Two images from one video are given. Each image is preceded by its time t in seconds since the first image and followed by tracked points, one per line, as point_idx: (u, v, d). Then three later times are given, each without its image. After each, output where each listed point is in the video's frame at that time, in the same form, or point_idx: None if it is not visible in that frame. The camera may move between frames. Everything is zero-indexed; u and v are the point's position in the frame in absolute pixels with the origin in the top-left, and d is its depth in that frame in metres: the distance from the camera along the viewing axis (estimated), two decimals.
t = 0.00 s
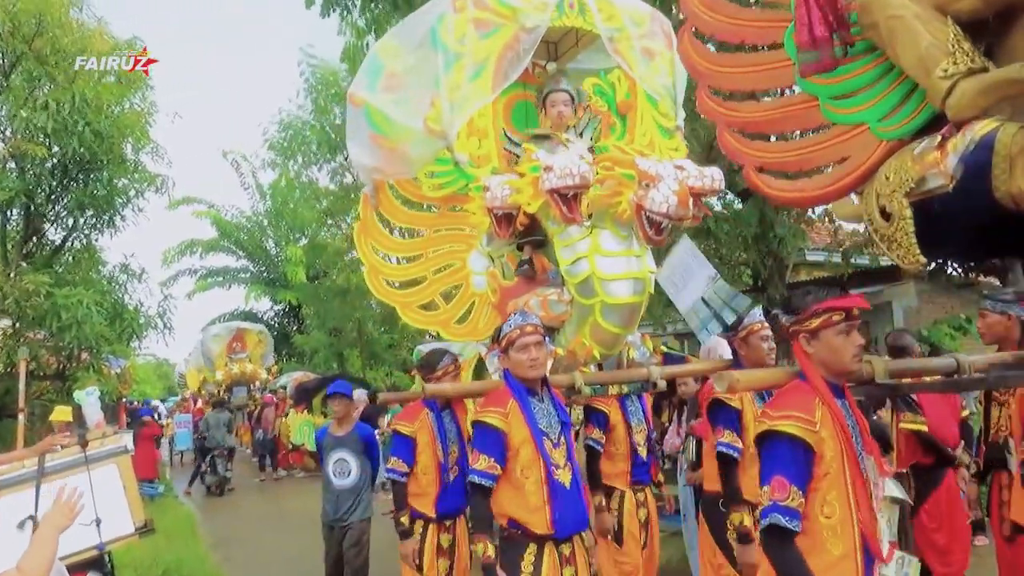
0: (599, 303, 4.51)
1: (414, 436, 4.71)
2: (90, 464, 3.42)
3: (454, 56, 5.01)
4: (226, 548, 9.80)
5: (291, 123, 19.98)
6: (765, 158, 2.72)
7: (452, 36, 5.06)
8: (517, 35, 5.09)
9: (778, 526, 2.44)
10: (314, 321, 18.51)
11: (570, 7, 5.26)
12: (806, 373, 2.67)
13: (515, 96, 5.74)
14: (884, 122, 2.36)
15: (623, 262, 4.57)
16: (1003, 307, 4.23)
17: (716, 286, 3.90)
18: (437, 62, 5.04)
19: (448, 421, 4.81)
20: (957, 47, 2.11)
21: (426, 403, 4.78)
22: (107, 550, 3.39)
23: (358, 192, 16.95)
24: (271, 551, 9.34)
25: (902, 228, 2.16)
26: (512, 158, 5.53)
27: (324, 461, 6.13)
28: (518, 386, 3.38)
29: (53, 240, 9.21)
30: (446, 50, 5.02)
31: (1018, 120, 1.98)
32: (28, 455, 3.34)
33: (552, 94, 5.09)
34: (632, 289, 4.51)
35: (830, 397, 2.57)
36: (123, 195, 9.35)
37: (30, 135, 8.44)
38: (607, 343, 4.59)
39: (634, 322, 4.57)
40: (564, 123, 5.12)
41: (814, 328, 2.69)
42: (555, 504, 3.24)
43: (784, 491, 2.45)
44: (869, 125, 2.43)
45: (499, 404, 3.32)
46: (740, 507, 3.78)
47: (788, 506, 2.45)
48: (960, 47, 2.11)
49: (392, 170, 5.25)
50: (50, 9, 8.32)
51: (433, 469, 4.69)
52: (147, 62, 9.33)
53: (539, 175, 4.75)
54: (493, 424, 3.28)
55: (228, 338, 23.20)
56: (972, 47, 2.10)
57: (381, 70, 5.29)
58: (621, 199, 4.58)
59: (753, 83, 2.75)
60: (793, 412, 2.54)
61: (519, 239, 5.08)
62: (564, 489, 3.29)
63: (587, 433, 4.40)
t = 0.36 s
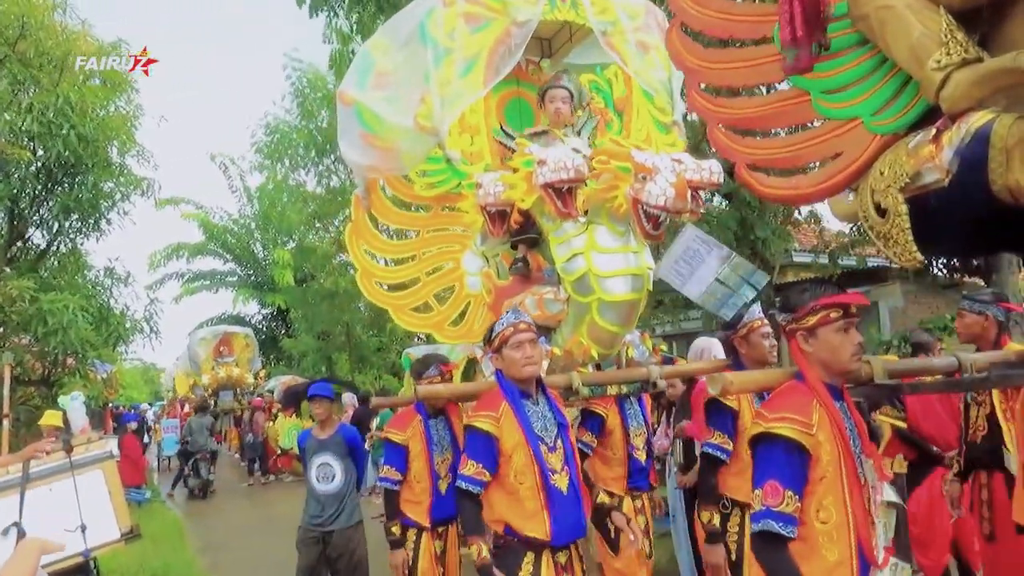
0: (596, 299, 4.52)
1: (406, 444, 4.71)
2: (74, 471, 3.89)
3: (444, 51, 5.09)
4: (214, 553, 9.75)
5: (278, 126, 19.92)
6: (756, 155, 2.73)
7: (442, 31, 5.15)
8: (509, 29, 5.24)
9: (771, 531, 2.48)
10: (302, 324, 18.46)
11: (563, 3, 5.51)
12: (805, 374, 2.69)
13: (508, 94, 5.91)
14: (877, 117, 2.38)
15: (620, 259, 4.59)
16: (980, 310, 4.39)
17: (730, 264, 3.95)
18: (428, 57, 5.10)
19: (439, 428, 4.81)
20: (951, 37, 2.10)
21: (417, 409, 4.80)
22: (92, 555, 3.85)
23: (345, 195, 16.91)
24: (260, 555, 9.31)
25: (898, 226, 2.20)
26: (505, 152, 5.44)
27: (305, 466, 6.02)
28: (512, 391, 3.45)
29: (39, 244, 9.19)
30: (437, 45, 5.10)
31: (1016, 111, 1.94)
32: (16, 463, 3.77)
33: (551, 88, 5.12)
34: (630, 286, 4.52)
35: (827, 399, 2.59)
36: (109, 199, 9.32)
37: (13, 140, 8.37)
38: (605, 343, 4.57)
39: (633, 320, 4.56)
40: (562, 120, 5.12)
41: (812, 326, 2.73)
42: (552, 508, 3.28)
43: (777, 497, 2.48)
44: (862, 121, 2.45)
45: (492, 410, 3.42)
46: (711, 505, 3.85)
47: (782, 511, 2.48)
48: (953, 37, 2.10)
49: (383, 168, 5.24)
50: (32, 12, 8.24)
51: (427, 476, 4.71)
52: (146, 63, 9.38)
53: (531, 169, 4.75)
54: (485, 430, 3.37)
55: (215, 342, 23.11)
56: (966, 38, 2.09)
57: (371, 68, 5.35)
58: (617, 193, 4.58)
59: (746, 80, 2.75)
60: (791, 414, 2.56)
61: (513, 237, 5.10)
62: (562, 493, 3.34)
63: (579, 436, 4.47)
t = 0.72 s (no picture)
0: (587, 302, 4.56)
1: (391, 446, 4.71)
2: (55, 474, 4.06)
3: (436, 39, 5.12)
4: (197, 557, 9.65)
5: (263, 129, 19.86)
6: (741, 144, 2.74)
7: (433, 19, 5.18)
8: (502, 18, 5.27)
9: (745, 541, 2.45)
10: (287, 327, 18.38)
11: None
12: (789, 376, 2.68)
13: (499, 88, 5.88)
14: (866, 103, 2.39)
15: (613, 258, 4.64)
16: (955, 310, 4.46)
17: (726, 260, 4.57)
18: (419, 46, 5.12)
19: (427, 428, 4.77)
20: (943, 15, 2.10)
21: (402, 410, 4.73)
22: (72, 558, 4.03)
23: (331, 198, 16.85)
24: (244, 560, 9.22)
25: (887, 216, 2.19)
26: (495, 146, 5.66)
27: (277, 474, 6.00)
28: (505, 393, 3.47)
29: (20, 247, 9.06)
30: (428, 33, 5.12)
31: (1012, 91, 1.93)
32: None
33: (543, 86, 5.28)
34: (621, 287, 4.58)
35: (811, 403, 2.58)
36: (92, 202, 9.23)
37: None
38: (595, 346, 4.60)
39: (624, 324, 4.61)
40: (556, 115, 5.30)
41: (800, 324, 2.71)
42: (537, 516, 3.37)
43: (750, 505, 2.47)
44: (851, 107, 2.45)
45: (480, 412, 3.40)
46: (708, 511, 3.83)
47: (755, 521, 2.46)
48: (946, 15, 2.10)
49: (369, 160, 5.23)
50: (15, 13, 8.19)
51: (415, 480, 4.71)
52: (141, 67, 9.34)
53: (521, 163, 4.74)
54: (473, 430, 3.36)
55: (199, 345, 22.94)
56: (958, 16, 2.08)
57: (358, 57, 5.29)
58: (610, 190, 4.64)
59: (732, 65, 2.75)
60: (772, 419, 2.55)
61: (500, 235, 5.09)
62: (546, 501, 3.40)
63: (572, 440, 4.42)
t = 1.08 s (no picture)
0: (589, 298, 4.55)
1: (383, 439, 4.67)
2: (37, 457, 3.96)
3: (437, 25, 5.15)
4: (178, 545, 9.61)
5: (261, 118, 19.77)
6: (739, 145, 2.70)
7: (435, 4, 5.22)
8: (506, 5, 5.16)
9: (722, 556, 2.42)
10: (278, 317, 18.36)
11: None
12: (782, 386, 2.66)
13: (501, 77, 5.95)
14: (869, 108, 2.37)
15: (615, 255, 4.62)
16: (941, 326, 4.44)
17: (726, 276, 4.59)
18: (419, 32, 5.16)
19: (417, 422, 4.76)
20: (957, 19, 2.07)
21: (395, 404, 4.73)
22: (52, 542, 3.92)
23: (327, 190, 16.79)
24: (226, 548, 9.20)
25: (888, 224, 2.16)
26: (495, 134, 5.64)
27: (242, 466, 5.98)
28: (503, 390, 3.45)
29: (12, 226, 9.00)
30: (429, 18, 5.16)
31: None
32: None
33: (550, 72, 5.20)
34: (623, 286, 4.56)
35: (805, 413, 2.57)
36: (86, 183, 9.17)
37: None
38: (594, 343, 4.60)
39: (625, 322, 4.60)
40: (564, 102, 5.21)
41: (796, 331, 2.68)
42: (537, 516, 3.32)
43: (732, 519, 2.45)
44: (853, 110, 2.43)
45: (477, 408, 3.37)
46: (685, 503, 3.85)
47: (736, 535, 2.43)
48: (959, 19, 2.07)
49: (365, 148, 5.39)
50: None
51: (405, 477, 4.68)
52: (144, 56, 9.35)
53: (524, 157, 4.72)
54: (468, 425, 3.34)
55: (188, 332, 22.87)
56: (973, 20, 2.06)
57: (355, 40, 5.45)
58: (616, 185, 4.61)
59: (733, 64, 2.73)
60: (764, 432, 2.53)
61: (500, 228, 5.14)
62: (544, 503, 3.37)
63: (566, 438, 4.39)
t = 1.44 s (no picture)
0: (595, 303, 4.52)
1: (384, 449, 4.67)
2: (29, 469, 4.05)
3: (438, 28, 5.08)
4: (172, 555, 9.55)
5: (255, 125, 19.68)
6: (740, 150, 2.68)
7: (436, 6, 5.16)
8: (507, 8, 5.13)
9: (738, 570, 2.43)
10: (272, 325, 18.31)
11: None
12: (787, 395, 2.66)
13: (501, 80, 5.92)
14: (871, 111, 2.36)
15: (621, 258, 4.60)
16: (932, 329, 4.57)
17: (717, 294, 3.84)
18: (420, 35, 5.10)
19: (417, 432, 4.75)
20: (959, 22, 2.07)
21: (397, 412, 4.75)
22: (45, 554, 4.00)
23: (321, 196, 16.76)
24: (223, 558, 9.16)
25: (892, 230, 2.16)
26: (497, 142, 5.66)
27: (229, 478, 5.90)
28: (514, 399, 3.43)
29: (5, 236, 8.94)
30: (430, 21, 5.10)
31: None
32: None
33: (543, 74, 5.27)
34: (629, 289, 4.53)
35: (809, 423, 2.56)
36: (78, 192, 9.13)
37: None
38: (600, 349, 4.55)
39: (632, 326, 4.57)
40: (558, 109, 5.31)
41: (805, 342, 2.68)
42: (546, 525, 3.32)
43: (747, 535, 2.45)
44: (855, 115, 2.41)
45: (489, 416, 3.34)
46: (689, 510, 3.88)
47: (753, 551, 2.44)
48: (962, 22, 2.07)
49: (361, 153, 5.52)
50: None
51: (405, 485, 4.66)
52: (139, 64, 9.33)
53: (531, 161, 4.75)
54: (482, 433, 3.29)
55: (183, 340, 22.79)
56: (974, 22, 2.06)
57: (354, 44, 5.48)
58: (622, 188, 4.56)
59: (732, 67, 2.72)
60: (769, 443, 2.53)
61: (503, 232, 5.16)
62: (552, 514, 3.37)
63: (568, 446, 4.39)
